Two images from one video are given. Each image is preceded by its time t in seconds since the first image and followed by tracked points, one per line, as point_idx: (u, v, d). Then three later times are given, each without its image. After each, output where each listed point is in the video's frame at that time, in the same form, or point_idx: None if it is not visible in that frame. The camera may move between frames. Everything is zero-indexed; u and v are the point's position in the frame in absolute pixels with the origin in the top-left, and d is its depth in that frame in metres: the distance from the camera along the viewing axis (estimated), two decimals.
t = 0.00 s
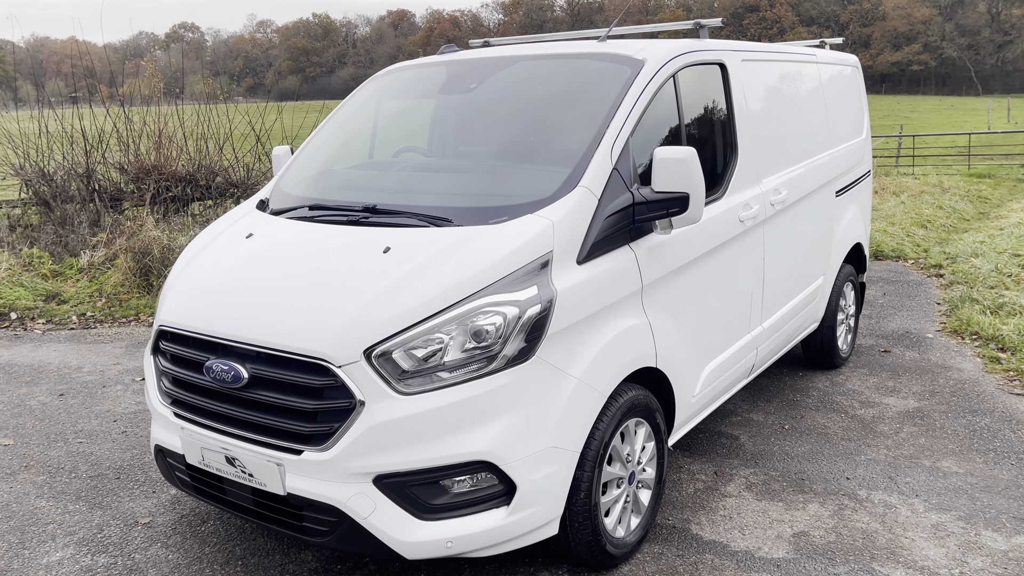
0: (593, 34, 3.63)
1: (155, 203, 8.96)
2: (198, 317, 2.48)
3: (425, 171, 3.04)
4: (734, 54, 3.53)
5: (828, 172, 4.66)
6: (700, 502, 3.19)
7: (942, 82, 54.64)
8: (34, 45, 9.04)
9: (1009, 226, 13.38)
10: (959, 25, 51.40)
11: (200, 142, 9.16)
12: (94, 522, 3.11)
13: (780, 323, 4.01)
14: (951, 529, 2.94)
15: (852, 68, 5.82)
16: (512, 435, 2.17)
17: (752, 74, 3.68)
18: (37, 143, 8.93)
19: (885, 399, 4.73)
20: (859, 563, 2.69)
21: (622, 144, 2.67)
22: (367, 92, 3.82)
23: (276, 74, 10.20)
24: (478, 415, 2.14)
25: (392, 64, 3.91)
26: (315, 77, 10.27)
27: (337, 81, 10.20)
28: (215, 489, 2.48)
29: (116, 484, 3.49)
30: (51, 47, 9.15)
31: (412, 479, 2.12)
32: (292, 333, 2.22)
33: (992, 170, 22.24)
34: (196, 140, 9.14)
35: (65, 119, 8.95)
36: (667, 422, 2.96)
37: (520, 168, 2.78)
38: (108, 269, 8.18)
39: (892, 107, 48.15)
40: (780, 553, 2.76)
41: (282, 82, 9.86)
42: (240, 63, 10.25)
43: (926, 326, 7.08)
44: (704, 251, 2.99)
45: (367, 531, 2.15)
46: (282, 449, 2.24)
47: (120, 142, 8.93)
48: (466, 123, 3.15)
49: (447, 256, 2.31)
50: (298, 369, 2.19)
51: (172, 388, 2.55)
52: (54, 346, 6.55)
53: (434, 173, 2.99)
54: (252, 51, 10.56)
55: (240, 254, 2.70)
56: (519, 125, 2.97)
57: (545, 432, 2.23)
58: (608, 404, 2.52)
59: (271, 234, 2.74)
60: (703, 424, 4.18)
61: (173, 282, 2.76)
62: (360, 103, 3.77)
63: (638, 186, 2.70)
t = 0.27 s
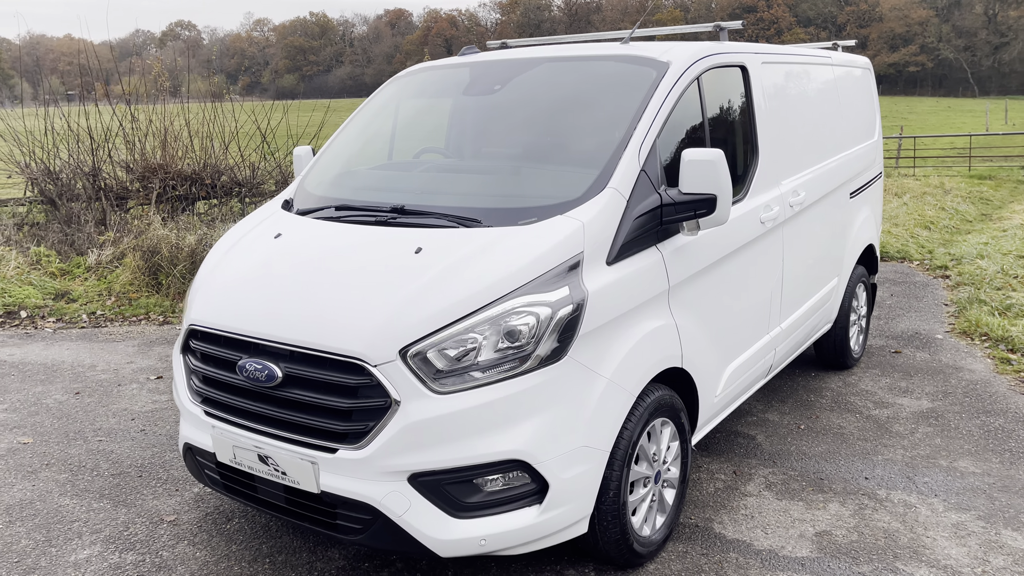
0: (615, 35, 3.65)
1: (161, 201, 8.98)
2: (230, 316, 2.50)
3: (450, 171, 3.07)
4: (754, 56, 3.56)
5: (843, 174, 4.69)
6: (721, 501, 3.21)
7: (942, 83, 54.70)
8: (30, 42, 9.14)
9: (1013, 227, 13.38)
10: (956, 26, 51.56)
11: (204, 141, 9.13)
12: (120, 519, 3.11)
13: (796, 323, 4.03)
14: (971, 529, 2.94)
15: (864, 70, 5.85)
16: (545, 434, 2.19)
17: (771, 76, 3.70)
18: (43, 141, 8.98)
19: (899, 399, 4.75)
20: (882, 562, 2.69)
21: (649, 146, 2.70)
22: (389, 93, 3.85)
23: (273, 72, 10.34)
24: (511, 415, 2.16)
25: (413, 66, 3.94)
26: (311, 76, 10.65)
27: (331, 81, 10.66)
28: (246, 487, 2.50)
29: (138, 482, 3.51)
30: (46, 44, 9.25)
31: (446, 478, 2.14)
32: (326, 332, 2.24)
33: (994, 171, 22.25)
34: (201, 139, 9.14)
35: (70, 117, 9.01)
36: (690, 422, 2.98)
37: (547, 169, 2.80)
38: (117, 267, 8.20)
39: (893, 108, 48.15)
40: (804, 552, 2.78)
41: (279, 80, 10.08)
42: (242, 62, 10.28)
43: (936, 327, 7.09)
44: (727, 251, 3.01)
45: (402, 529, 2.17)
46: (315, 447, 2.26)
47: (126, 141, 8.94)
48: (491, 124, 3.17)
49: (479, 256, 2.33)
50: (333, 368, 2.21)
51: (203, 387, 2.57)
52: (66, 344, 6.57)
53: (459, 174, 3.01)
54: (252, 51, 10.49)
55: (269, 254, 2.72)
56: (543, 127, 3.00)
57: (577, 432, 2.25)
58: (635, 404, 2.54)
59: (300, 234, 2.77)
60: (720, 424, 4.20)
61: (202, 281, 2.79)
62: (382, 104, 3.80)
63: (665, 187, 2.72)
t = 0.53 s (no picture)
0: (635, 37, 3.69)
1: (164, 201, 8.99)
2: (263, 315, 2.52)
3: (474, 172, 3.10)
4: (772, 60, 3.61)
5: (855, 176, 4.74)
6: (741, 500, 3.24)
7: (938, 85, 54.96)
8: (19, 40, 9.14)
9: (1010, 229, 13.48)
10: (946, 28, 52.03)
11: (207, 141, 9.17)
12: (145, 518, 3.12)
13: (811, 323, 4.08)
14: (988, 526, 2.97)
15: (873, 73, 5.91)
16: (579, 433, 2.22)
17: (788, 80, 3.75)
18: (46, 140, 8.97)
19: (909, 399, 4.80)
20: (904, 559, 2.72)
21: (676, 148, 2.74)
22: (410, 94, 3.88)
23: (266, 72, 10.63)
24: (546, 413, 2.19)
25: (434, 67, 3.97)
26: (304, 75, 11.27)
27: (321, 83, 11.34)
28: (278, 485, 2.52)
29: (161, 481, 3.51)
30: (37, 42, 9.27)
31: (482, 475, 2.18)
32: (362, 332, 2.26)
33: (988, 173, 22.42)
34: (205, 138, 9.16)
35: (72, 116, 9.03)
36: (713, 420, 3.02)
37: (574, 171, 2.84)
38: (122, 267, 8.22)
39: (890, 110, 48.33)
40: (826, 549, 2.81)
41: (272, 81, 10.35)
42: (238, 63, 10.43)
43: (940, 327, 7.15)
44: (749, 251, 3.05)
45: (438, 526, 2.19)
46: (351, 445, 2.29)
47: (130, 139, 8.94)
48: (515, 126, 3.20)
49: (513, 257, 2.36)
50: (369, 367, 2.24)
51: (233, 385, 2.59)
52: (76, 343, 6.58)
53: (484, 175, 3.05)
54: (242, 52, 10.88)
55: (299, 254, 2.75)
56: (567, 129, 3.03)
57: (610, 430, 2.28)
58: (663, 402, 2.57)
59: (329, 235, 2.79)
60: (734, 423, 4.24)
61: (231, 281, 2.82)
62: (404, 105, 3.83)
63: (692, 189, 2.77)
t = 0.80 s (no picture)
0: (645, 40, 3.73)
1: (159, 201, 8.98)
2: (285, 315, 2.54)
3: (489, 174, 3.13)
4: (780, 64, 3.66)
5: (857, 178, 4.81)
6: (751, 498, 3.28)
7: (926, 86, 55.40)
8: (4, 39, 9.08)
9: (1001, 229, 13.62)
10: (933, 31, 52.54)
11: (203, 142, 9.18)
12: (160, 518, 3.12)
13: (816, 324, 4.13)
14: (995, 522, 3.02)
15: (872, 75, 5.98)
16: (601, 431, 2.25)
17: (796, 83, 3.81)
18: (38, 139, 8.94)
19: (911, 398, 4.85)
20: (915, 555, 2.77)
21: (691, 152, 2.79)
22: (421, 95, 3.91)
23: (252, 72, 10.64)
24: (568, 412, 2.22)
25: (445, 69, 4.00)
26: (290, 75, 11.32)
27: (311, 83, 11.38)
28: (299, 485, 2.54)
29: (173, 481, 3.51)
30: (22, 41, 9.22)
31: (506, 474, 2.20)
32: (386, 332, 2.29)
33: (976, 174, 22.64)
34: (200, 138, 9.18)
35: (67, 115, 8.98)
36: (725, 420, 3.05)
37: (590, 173, 2.87)
38: (119, 268, 8.19)
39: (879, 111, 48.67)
40: (838, 546, 2.85)
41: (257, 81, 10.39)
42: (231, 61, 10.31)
43: (937, 327, 7.22)
44: (761, 253, 3.10)
45: (462, 524, 2.22)
46: (375, 444, 2.31)
47: (125, 139, 8.91)
48: (529, 129, 3.23)
49: (533, 258, 2.39)
50: (393, 367, 2.26)
51: (253, 386, 2.60)
52: (76, 344, 6.55)
53: (499, 177, 3.08)
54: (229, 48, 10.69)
55: (318, 255, 2.77)
56: (582, 133, 3.07)
57: (630, 429, 2.32)
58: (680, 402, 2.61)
59: (347, 236, 2.82)
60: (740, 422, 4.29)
61: (249, 281, 2.83)
62: (415, 107, 3.86)
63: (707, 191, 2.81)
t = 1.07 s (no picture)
0: (641, 39, 3.75)
1: (141, 202, 8.88)
2: (286, 315, 2.52)
3: (488, 172, 3.13)
4: (774, 62, 3.69)
5: (847, 176, 4.86)
6: (749, 493, 3.30)
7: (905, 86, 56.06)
8: None
9: (981, 227, 13.82)
10: (910, 32, 53.25)
11: (186, 142, 9.09)
12: (157, 520, 3.08)
13: (809, 321, 4.17)
14: (990, 515, 3.06)
15: (859, 75, 6.05)
16: (606, 428, 2.26)
17: (789, 82, 3.84)
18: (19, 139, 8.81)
19: (901, 393, 4.91)
20: (913, 548, 2.80)
21: (690, 150, 2.81)
22: (417, 94, 3.89)
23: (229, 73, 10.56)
24: (574, 409, 2.22)
25: (440, 68, 3.99)
26: (270, 76, 11.31)
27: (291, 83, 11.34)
28: (301, 485, 2.53)
29: (168, 482, 3.47)
30: None
31: (512, 471, 2.20)
32: (391, 330, 2.28)
33: (955, 172, 22.94)
34: (184, 137, 9.08)
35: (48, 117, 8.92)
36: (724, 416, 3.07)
37: (590, 171, 2.88)
38: (103, 269, 8.09)
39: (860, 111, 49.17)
40: (837, 540, 2.88)
41: (235, 81, 10.34)
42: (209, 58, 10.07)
43: (923, 323, 7.31)
44: (758, 250, 3.12)
45: (468, 523, 2.22)
46: (379, 444, 2.30)
47: (107, 139, 8.81)
48: (527, 127, 3.23)
49: (537, 256, 2.39)
50: (398, 365, 2.26)
51: (254, 386, 2.58)
52: (62, 346, 6.46)
53: (498, 175, 3.08)
54: (207, 46, 10.45)
55: (318, 254, 2.76)
56: (582, 130, 3.08)
57: (635, 426, 2.32)
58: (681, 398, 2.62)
59: (348, 235, 2.80)
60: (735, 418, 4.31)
61: (248, 281, 2.81)
62: (410, 106, 3.84)
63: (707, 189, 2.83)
